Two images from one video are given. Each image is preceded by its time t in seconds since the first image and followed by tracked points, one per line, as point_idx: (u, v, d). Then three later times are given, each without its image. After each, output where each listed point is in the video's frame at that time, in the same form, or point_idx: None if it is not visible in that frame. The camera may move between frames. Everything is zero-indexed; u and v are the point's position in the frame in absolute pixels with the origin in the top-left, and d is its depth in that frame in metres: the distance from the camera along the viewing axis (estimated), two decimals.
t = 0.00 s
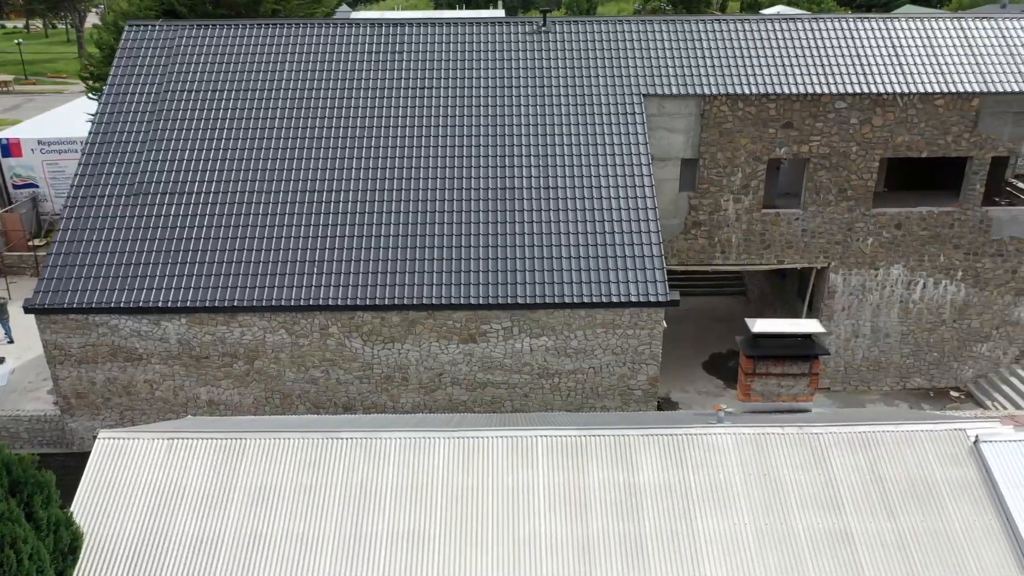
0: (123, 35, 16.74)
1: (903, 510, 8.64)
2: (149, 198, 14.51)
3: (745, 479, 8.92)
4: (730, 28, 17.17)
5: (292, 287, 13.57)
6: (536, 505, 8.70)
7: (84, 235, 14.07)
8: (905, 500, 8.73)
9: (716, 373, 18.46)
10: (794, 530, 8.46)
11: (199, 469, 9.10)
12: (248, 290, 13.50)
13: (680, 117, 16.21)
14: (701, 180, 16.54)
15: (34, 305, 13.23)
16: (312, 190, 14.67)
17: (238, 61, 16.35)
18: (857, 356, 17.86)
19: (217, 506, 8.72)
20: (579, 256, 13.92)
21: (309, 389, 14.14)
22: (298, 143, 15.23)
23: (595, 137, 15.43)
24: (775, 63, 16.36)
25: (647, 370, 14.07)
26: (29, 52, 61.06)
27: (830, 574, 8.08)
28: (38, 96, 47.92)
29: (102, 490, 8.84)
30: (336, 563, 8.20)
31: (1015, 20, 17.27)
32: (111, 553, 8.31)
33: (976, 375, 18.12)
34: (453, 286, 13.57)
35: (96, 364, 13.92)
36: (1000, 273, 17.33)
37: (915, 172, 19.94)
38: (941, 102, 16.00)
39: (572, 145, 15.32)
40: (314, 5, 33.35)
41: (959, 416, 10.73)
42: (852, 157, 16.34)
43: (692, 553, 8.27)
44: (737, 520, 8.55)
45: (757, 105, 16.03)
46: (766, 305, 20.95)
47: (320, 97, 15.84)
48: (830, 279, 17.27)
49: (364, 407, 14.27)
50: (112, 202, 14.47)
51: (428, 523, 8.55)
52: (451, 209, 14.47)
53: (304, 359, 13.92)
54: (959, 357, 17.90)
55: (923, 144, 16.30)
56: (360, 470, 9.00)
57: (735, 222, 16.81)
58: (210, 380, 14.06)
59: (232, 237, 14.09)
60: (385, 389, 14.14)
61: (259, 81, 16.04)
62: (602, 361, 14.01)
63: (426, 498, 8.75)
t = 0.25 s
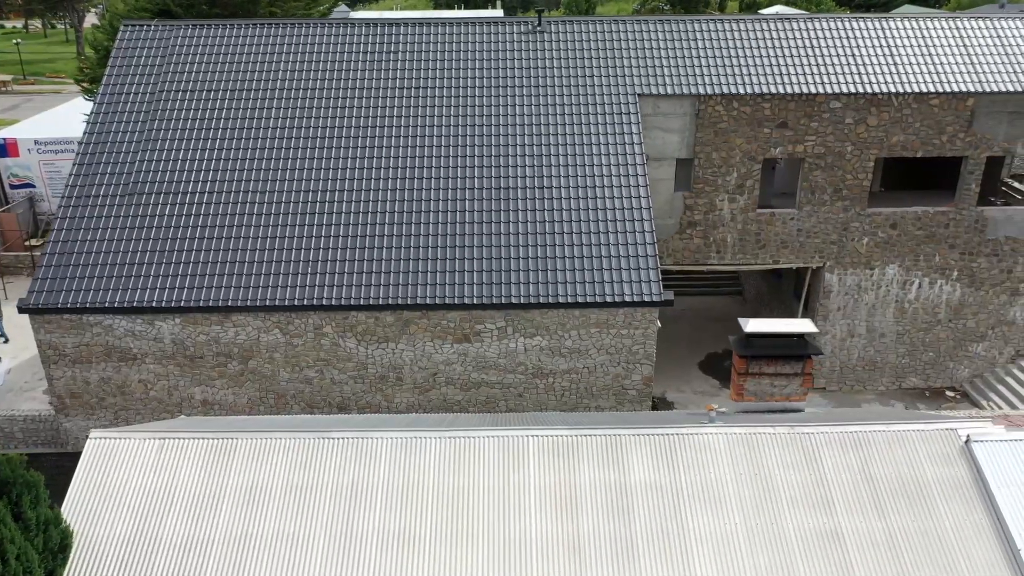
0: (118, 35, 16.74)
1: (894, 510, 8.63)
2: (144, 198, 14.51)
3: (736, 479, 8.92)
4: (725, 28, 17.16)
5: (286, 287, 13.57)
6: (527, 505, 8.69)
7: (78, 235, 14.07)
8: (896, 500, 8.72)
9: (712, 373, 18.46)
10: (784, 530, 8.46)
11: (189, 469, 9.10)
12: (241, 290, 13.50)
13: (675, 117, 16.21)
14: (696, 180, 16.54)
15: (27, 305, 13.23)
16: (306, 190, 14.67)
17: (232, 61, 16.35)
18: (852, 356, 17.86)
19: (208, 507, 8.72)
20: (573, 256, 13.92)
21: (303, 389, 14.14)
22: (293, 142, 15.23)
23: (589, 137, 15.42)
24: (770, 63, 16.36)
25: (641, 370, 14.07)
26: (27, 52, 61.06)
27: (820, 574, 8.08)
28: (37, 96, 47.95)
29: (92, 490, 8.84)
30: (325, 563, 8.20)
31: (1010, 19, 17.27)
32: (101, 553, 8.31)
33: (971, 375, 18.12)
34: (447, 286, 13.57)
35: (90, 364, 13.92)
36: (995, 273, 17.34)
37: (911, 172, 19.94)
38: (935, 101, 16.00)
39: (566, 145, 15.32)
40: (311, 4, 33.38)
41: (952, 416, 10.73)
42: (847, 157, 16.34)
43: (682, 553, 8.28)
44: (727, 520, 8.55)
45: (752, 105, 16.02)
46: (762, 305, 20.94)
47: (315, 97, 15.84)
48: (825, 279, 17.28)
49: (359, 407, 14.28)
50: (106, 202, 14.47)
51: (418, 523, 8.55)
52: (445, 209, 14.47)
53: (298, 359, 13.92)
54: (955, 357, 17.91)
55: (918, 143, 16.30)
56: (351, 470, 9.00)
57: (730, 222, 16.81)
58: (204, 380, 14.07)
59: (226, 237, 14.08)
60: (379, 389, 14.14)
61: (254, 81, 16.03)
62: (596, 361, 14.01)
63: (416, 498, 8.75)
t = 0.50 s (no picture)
0: (113, 35, 16.74)
1: (883, 509, 8.63)
2: (137, 198, 14.52)
3: (726, 479, 8.91)
4: (720, 28, 17.15)
5: (279, 287, 13.57)
6: (516, 504, 8.69)
7: (71, 235, 14.07)
8: (886, 499, 8.72)
9: (707, 372, 18.46)
10: (774, 529, 8.46)
11: (180, 468, 9.10)
12: (235, 290, 13.50)
13: (669, 117, 16.21)
14: (691, 180, 16.54)
15: (20, 304, 13.22)
16: (299, 190, 14.67)
17: (226, 61, 16.35)
18: (847, 356, 17.86)
19: (198, 506, 8.71)
20: (567, 256, 13.92)
21: (297, 389, 14.14)
22: (287, 142, 15.23)
23: (583, 137, 15.42)
24: (765, 63, 16.36)
25: (635, 369, 14.07)
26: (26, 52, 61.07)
27: (809, 574, 8.08)
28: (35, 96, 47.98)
29: (81, 490, 8.83)
30: (315, 563, 8.20)
31: (1005, 19, 17.27)
32: (91, 552, 8.30)
33: (966, 375, 18.13)
34: (441, 285, 13.57)
35: (84, 363, 13.92)
36: (990, 273, 17.34)
37: (907, 172, 19.96)
38: (930, 101, 16.00)
39: (560, 145, 15.32)
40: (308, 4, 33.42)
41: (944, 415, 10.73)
42: (842, 157, 16.34)
43: (671, 553, 8.27)
44: (717, 519, 8.55)
45: (747, 105, 16.02)
46: (758, 305, 20.93)
47: (309, 97, 15.84)
48: (820, 279, 17.28)
49: (353, 406, 14.28)
50: (99, 201, 14.47)
51: (408, 522, 8.55)
52: (439, 209, 14.47)
53: (292, 359, 13.92)
54: (950, 356, 17.92)
55: (912, 143, 16.30)
56: (341, 469, 8.99)
57: (724, 222, 16.81)
58: (198, 379, 14.07)
59: (220, 237, 14.08)
60: (373, 389, 14.14)
61: (247, 81, 16.03)
62: (589, 360, 14.01)
63: (406, 498, 8.75)
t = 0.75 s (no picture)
0: (108, 35, 16.73)
1: (876, 510, 8.63)
2: (132, 198, 14.51)
3: (718, 479, 8.91)
4: (716, 28, 17.13)
5: (274, 287, 13.56)
6: (508, 505, 8.68)
7: (66, 235, 14.07)
8: (878, 499, 8.72)
9: (703, 372, 18.44)
10: (765, 529, 8.45)
11: (172, 468, 9.10)
12: (229, 290, 13.50)
13: (665, 117, 16.21)
14: (686, 180, 16.54)
15: (15, 305, 13.21)
16: (294, 190, 14.66)
17: (222, 61, 16.34)
18: (844, 355, 17.85)
19: (189, 507, 8.71)
20: (561, 256, 13.91)
21: (292, 389, 14.13)
22: (282, 142, 15.22)
23: (578, 137, 15.42)
24: (761, 63, 16.35)
25: (630, 369, 14.06)
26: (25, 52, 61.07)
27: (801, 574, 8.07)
28: (34, 96, 47.99)
29: (73, 491, 8.83)
30: (306, 563, 8.20)
31: (1001, 19, 17.26)
32: (82, 554, 8.31)
33: (963, 375, 18.14)
34: (436, 286, 13.56)
35: (79, 363, 13.91)
36: (986, 273, 17.33)
37: (904, 172, 19.96)
38: (926, 101, 15.99)
39: (555, 145, 15.32)
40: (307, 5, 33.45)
41: (937, 416, 10.72)
42: (838, 157, 16.33)
43: (663, 553, 8.27)
44: (709, 519, 8.55)
45: (742, 105, 16.02)
46: (755, 305, 20.92)
47: (305, 97, 15.83)
48: (816, 279, 17.27)
49: (348, 406, 14.28)
50: (94, 202, 14.47)
51: (399, 523, 8.55)
52: (434, 209, 14.47)
53: (287, 359, 13.91)
54: (946, 356, 17.92)
55: (908, 143, 16.30)
56: (333, 470, 8.99)
57: (721, 222, 16.80)
58: (193, 379, 14.06)
59: (215, 237, 14.08)
60: (368, 389, 14.13)
61: (243, 81, 16.02)
62: (585, 361, 14.00)
63: (398, 498, 8.75)
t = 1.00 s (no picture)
0: (104, 35, 16.72)
1: (867, 510, 8.61)
2: (127, 198, 14.51)
3: (710, 480, 8.90)
4: (712, 28, 17.12)
5: (268, 287, 13.56)
6: (499, 506, 8.67)
7: (61, 235, 14.07)
8: (869, 500, 8.71)
9: (699, 373, 18.43)
10: (756, 531, 8.45)
11: (163, 469, 9.08)
12: (224, 290, 13.49)
13: (661, 117, 16.19)
14: (682, 180, 16.52)
15: (9, 305, 13.20)
16: (289, 190, 14.66)
17: (217, 61, 16.34)
18: (840, 356, 17.85)
19: (180, 508, 8.70)
20: (556, 256, 13.91)
21: (286, 389, 14.12)
22: (277, 142, 15.22)
23: (573, 137, 15.41)
24: (757, 63, 16.33)
25: (625, 370, 14.04)
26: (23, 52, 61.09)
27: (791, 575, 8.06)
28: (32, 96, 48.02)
29: (64, 493, 8.82)
30: (296, 564, 8.20)
31: (997, 19, 17.24)
32: (72, 555, 8.30)
33: (959, 375, 18.13)
34: (430, 286, 13.55)
35: (73, 364, 13.90)
36: (982, 273, 17.32)
37: (901, 172, 19.97)
38: (921, 101, 15.98)
39: (551, 145, 15.31)
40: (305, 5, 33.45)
41: (931, 416, 10.71)
42: (833, 157, 16.32)
43: (654, 554, 8.27)
44: (700, 521, 8.53)
45: (738, 105, 16.00)
46: (752, 305, 20.90)
47: (300, 97, 15.83)
48: (812, 280, 17.26)
49: (343, 407, 14.27)
50: (89, 202, 14.47)
51: (390, 524, 8.54)
52: (428, 209, 14.46)
53: (281, 359, 13.90)
54: (942, 357, 17.91)
55: (904, 144, 16.28)
56: (324, 471, 8.98)
57: (716, 222, 16.79)
58: (187, 380, 14.05)
59: (209, 237, 14.07)
60: (362, 389, 14.12)
61: (238, 81, 16.02)
62: (579, 361, 13.99)
63: (389, 499, 8.74)
